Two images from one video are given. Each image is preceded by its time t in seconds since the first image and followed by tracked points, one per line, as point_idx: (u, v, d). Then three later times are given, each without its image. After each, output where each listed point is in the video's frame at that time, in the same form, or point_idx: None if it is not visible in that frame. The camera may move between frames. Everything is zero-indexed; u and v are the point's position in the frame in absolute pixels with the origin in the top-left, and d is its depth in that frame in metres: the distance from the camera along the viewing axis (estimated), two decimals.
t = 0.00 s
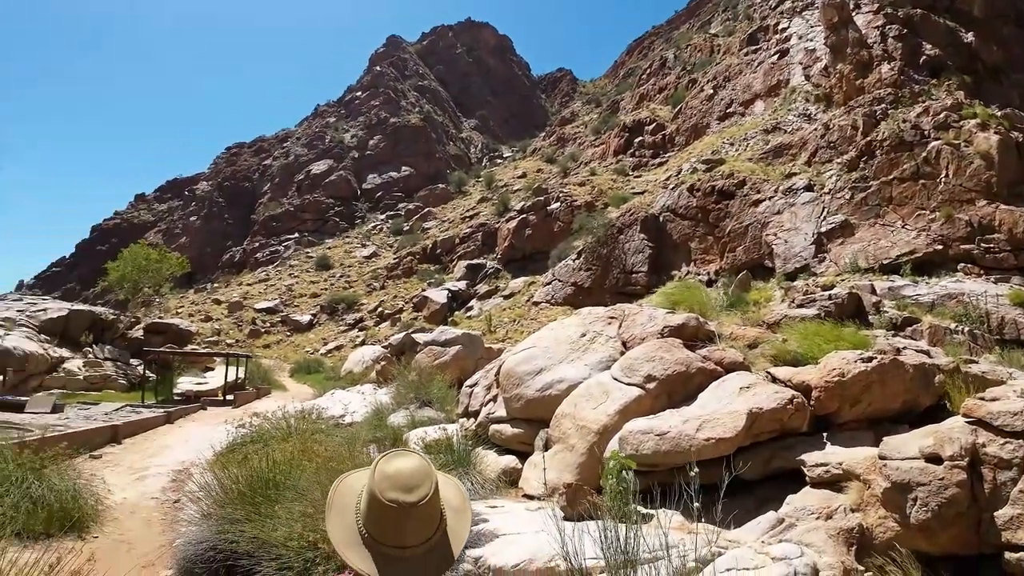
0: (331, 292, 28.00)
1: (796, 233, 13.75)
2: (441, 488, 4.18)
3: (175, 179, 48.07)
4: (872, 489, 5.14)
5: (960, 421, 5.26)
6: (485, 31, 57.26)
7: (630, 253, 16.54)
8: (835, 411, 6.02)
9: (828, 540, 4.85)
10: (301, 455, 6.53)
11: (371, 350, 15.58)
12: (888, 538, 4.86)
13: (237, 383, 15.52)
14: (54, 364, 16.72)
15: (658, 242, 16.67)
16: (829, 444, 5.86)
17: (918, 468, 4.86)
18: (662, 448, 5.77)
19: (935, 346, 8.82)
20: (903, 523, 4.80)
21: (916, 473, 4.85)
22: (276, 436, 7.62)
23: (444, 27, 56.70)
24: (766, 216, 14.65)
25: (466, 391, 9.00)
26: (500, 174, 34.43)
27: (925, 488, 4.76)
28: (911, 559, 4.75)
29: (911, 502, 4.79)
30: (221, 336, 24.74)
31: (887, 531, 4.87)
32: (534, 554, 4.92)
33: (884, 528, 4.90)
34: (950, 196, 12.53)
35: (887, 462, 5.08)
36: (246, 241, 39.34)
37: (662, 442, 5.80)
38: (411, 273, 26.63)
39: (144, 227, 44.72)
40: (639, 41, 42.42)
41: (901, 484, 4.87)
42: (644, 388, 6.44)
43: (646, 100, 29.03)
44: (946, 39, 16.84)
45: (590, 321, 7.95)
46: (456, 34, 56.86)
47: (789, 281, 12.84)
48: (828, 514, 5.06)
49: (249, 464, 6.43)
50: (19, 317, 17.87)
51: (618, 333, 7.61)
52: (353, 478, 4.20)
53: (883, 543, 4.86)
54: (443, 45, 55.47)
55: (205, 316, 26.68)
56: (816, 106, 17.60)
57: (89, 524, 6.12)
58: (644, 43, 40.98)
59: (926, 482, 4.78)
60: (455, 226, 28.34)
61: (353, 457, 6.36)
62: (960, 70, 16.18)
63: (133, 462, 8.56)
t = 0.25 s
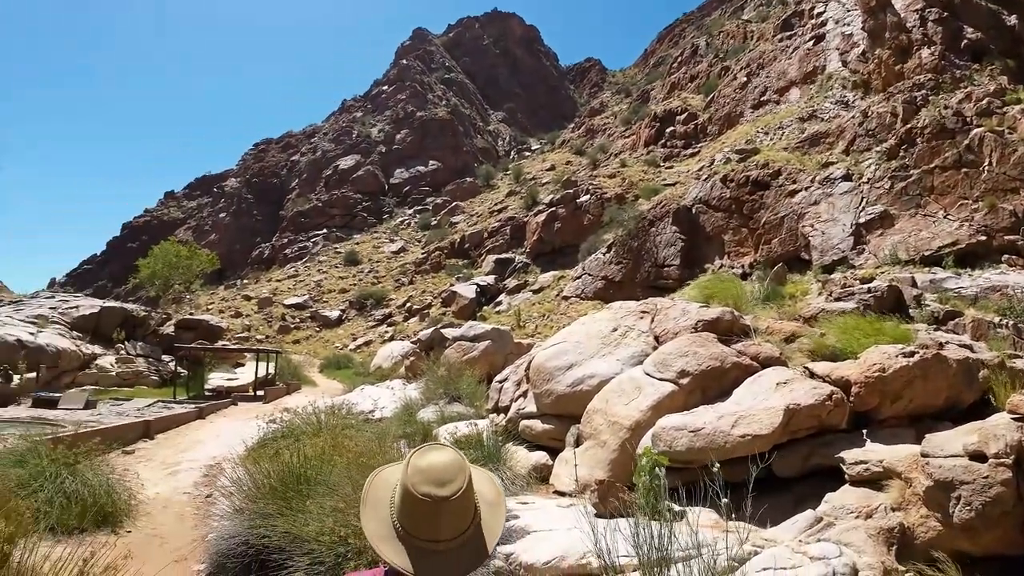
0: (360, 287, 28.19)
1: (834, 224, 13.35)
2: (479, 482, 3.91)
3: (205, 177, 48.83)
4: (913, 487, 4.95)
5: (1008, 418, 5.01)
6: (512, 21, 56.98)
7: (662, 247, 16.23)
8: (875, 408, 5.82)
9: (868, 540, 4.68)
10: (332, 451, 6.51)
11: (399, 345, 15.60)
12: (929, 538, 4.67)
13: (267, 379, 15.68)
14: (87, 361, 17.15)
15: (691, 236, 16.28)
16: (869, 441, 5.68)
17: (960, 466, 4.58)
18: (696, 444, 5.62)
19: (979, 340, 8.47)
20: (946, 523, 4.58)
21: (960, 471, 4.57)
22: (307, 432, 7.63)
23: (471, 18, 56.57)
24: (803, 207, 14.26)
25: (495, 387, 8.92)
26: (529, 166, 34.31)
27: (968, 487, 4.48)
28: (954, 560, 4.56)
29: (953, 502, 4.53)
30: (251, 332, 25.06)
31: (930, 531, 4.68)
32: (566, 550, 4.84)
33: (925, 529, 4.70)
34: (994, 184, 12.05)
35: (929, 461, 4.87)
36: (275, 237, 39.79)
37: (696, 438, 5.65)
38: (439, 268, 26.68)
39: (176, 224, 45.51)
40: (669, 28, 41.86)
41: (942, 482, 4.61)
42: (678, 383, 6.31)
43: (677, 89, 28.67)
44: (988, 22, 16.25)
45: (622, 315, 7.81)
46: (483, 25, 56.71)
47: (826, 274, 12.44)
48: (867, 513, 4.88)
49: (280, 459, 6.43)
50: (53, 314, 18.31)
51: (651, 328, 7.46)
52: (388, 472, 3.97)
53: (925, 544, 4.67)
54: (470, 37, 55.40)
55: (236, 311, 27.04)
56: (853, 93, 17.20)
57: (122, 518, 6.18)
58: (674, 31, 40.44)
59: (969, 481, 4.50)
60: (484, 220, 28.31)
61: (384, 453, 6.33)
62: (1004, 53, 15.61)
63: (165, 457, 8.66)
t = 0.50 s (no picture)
0: (387, 283, 28.27)
1: (872, 216, 13.01)
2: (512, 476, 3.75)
3: (230, 172, 49.38)
4: (956, 489, 4.74)
5: None
6: (538, 9, 56.59)
7: (694, 240, 16.03)
8: (916, 406, 5.56)
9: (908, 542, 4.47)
10: (360, 448, 6.45)
11: (426, 342, 15.57)
12: (972, 541, 4.43)
13: (294, 376, 15.75)
14: (115, 358, 17.46)
15: (725, 229, 15.99)
16: (910, 440, 5.43)
17: (1007, 466, 4.32)
18: (730, 443, 5.43)
19: None
20: (991, 525, 4.33)
21: (1006, 472, 4.32)
22: (334, 429, 7.59)
23: (496, 8, 56.30)
24: (840, 198, 13.88)
25: (525, 384, 8.80)
26: (557, 159, 34.12)
27: (1015, 488, 4.23)
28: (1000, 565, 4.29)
29: (998, 503, 4.28)
30: (278, 329, 25.26)
31: (972, 534, 4.44)
32: (597, 550, 4.69)
33: (968, 530, 4.47)
34: None
35: (973, 460, 4.60)
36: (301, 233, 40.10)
37: (731, 437, 5.45)
38: (467, 263, 26.64)
39: (202, 221, 46.07)
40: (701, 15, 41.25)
41: (988, 483, 4.36)
42: (712, 380, 6.11)
43: (710, 77, 28.27)
44: None
45: (653, 311, 7.62)
46: (509, 15, 56.38)
47: (865, 268, 12.16)
48: (907, 515, 4.67)
49: (307, 456, 6.38)
50: (80, 312, 18.67)
51: (683, 324, 7.27)
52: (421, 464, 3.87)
53: (967, 546, 4.43)
54: (496, 27, 55.19)
55: (263, 308, 27.30)
56: (893, 80, 16.77)
57: (150, 516, 6.19)
58: (706, 18, 39.81)
59: (1015, 481, 4.25)
60: (511, 215, 28.19)
61: (411, 451, 6.24)
62: None
63: (193, 454, 8.70)
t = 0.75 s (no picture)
0: (411, 281, 28.28)
1: (910, 209, 12.63)
2: (544, 477, 3.59)
3: (253, 169, 49.80)
4: (997, 490, 4.50)
5: None
6: None
7: (726, 234, 15.78)
8: (957, 405, 5.33)
9: (947, 545, 4.22)
10: (385, 447, 6.36)
11: (451, 340, 15.50)
12: (1016, 545, 4.17)
13: (318, 374, 15.77)
14: (139, 357, 17.69)
15: (757, 222, 15.72)
16: (949, 440, 5.20)
17: None
18: (763, 443, 5.24)
19: None
20: None
21: None
22: (359, 427, 7.52)
23: None
24: (876, 190, 13.55)
25: (551, 382, 8.66)
26: (584, 152, 33.88)
27: None
28: None
29: None
30: (302, 327, 25.37)
31: (1015, 537, 4.18)
32: (626, 552, 4.52)
33: (1011, 534, 4.21)
34: None
35: (1016, 461, 4.36)
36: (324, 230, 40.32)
37: (764, 437, 5.26)
38: (492, 260, 26.55)
39: (224, 219, 46.42)
40: (731, 2, 40.71)
41: None
42: (744, 379, 5.92)
43: (740, 67, 27.89)
44: None
45: (683, 307, 7.44)
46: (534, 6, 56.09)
47: (903, 262, 11.77)
48: (947, 517, 4.42)
49: (331, 455, 6.31)
50: (104, 311, 18.94)
51: (715, 320, 7.08)
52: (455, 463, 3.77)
53: (1011, 550, 4.18)
54: (520, 19, 55.02)
55: (287, 306, 27.45)
56: (930, 67, 16.37)
57: (175, 516, 6.16)
58: (737, 6, 39.22)
59: None
60: (536, 210, 28.04)
61: (437, 449, 6.14)
62: None
63: (218, 454, 8.69)
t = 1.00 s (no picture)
0: (435, 278, 28.26)
1: (948, 201, 12.14)
2: (575, 478, 3.43)
3: (275, 167, 50.16)
4: None
5: None
6: None
7: (756, 230, 15.44)
8: (999, 404, 5.09)
9: (987, 549, 3.98)
10: (410, 447, 6.25)
11: (475, 338, 15.41)
12: None
13: (342, 373, 15.75)
14: (162, 357, 17.87)
15: (789, 216, 15.42)
16: (990, 440, 4.96)
17: None
18: (797, 444, 5.05)
19: None
20: None
21: None
22: (384, 427, 7.44)
23: None
24: (913, 182, 13.10)
25: (578, 381, 8.52)
26: (610, 146, 33.65)
27: None
28: None
29: None
30: (325, 326, 25.43)
31: None
32: (656, 554, 4.35)
33: None
34: None
35: None
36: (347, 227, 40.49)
37: (797, 437, 5.07)
38: (517, 256, 26.44)
39: (247, 216, 46.86)
40: None
41: None
42: (777, 378, 5.72)
43: (772, 56, 27.54)
44: None
45: (713, 304, 7.26)
46: None
47: (941, 257, 11.26)
48: (987, 520, 4.19)
49: (355, 455, 6.21)
50: (126, 311, 19.11)
51: (746, 318, 6.89)
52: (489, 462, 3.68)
53: None
54: (543, 10, 54.96)
55: (310, 305, 27.56)
56: (968, 55, 16.00)
57: (199, 516, 6.13)
58: None
59: None
60: (562, 205, 27.89)
61: (463, 449, 6.02)
62: None
63: (241, 453, 8.66)
